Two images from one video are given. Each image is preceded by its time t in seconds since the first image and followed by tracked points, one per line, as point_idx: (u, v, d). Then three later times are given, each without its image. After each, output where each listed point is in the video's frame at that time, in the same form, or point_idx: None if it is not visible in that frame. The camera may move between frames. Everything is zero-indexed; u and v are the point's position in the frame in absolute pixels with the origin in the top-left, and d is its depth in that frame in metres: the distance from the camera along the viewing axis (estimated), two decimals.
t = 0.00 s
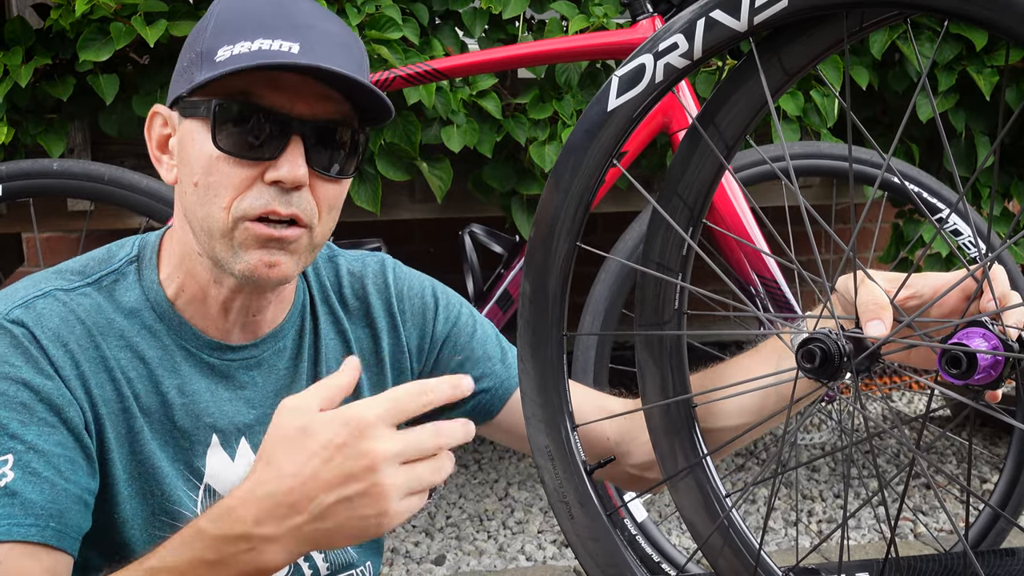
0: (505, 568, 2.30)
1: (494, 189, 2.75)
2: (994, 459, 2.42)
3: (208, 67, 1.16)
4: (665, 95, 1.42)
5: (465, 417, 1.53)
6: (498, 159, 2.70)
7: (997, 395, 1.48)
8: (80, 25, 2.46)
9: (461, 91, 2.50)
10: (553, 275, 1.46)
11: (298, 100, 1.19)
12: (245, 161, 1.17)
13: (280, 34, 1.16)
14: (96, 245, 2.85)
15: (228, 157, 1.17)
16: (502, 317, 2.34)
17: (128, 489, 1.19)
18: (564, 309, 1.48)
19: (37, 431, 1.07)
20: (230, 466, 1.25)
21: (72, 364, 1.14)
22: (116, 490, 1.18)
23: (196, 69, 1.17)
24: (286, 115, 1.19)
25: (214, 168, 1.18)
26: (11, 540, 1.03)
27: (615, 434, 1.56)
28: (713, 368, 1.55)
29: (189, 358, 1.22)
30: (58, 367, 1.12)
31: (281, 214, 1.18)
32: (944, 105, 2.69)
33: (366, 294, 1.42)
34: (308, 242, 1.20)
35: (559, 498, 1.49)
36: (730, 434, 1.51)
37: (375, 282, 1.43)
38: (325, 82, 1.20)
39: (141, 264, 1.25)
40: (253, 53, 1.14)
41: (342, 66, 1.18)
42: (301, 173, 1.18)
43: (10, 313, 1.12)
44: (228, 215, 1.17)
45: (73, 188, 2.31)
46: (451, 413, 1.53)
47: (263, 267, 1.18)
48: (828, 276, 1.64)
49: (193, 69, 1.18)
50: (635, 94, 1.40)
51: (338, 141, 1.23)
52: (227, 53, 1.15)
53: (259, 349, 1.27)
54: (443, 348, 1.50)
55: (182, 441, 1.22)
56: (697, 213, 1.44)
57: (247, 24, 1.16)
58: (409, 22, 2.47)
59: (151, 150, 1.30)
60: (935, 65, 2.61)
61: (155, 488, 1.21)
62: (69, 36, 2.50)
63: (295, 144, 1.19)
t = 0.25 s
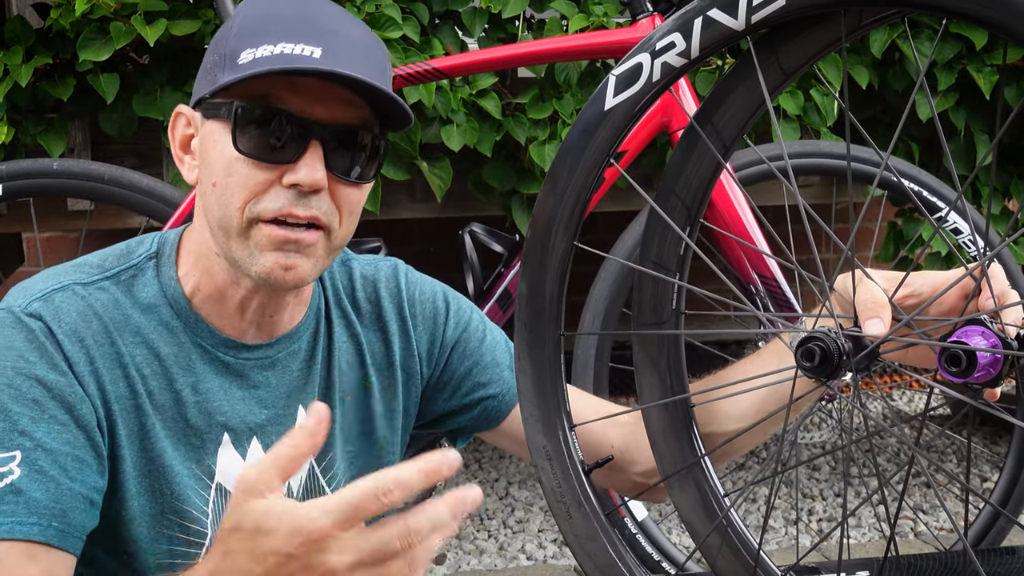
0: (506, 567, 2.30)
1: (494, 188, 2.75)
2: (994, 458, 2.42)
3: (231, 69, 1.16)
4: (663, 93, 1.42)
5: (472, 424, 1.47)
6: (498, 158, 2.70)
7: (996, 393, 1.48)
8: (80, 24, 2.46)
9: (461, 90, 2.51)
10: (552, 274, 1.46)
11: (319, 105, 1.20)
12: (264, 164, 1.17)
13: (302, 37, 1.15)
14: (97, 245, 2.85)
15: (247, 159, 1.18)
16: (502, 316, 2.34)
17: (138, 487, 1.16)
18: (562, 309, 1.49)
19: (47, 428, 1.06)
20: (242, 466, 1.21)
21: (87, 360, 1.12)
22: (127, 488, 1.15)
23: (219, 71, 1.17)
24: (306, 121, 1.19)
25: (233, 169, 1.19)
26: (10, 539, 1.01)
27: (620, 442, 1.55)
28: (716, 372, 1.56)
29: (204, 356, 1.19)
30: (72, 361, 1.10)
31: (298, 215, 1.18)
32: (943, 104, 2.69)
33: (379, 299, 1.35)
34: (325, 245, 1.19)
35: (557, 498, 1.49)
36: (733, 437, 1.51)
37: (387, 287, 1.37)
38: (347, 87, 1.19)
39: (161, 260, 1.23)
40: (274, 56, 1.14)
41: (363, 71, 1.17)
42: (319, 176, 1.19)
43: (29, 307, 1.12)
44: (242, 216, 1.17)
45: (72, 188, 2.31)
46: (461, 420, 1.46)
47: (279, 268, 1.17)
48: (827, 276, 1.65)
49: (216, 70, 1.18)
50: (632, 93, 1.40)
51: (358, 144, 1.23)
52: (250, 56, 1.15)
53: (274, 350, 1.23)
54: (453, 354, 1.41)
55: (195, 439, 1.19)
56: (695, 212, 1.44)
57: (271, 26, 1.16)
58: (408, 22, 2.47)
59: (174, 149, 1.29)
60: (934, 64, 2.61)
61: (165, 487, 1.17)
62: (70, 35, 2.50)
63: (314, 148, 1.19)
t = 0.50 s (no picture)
0: (506, 566, 2.31)
1: (493, 187, 2.75)
2: (993, 456, 2.43)
3: (244, 70, 1.15)
4: (662, 92, 1.42)
5: (477, 425, 1.53)
6: (497, 157, 2.70)
7: (995, 390, 1.46)
8: (79, 23, 2.46)
9: (461, 89, 2.51)
10: (551, 273, 1.46)
11: (331, 107, 1.18)
12: (276, 165, 1.16)
13: (314, 39, 1.14)
14: (96, 244, 2.85)
15: (258, 160, 1.16)
16: (502, 314, 2.34)
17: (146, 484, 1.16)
18: (561, 307, 1.48)
19: (60, 424, 1.04)
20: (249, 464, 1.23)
21: (100, 356, 1.13)
22: (136, 486, 1.14)
23: (231, 73, 1.16)
24: (318, 122, 1.17)
25: (244, 170, 1.17)
26: (21, 534, 0.98)
27: (624, 445, 1.55)
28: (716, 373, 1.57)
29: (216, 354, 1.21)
30: (85, 356, 1.11)
31: (308, 219, 1.15)
32: (942, 102, 2.69)
33: (387, 299, 1.40)
34: (338, 246, 1.16)
35: (556, 497, 1.49)
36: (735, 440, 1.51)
37: (395, 287, 1.42)
38: (359, 89, 1.17)
39: (173, 258, 1.25)
40: (286, 58, 1.13)
41: (374, 73, 1.16)
42: (329, 178, 1.16)
43: (43, 302, 1.12)
44: (255, 216, 1.15)
45: (71, 187, 2.31)
46: (465, 422, 1.53)
47: (291, 262, 1.15)
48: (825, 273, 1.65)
49: (229, 72, 1.17)
50: (631, 92, 1.40)
51: (371, 146, 1.21)
52: (262, 58, 1.14)
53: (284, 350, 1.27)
54: (458, 356, 1.48)
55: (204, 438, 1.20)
56: (694, 211, 1.44)
57: (284, 29, 1.15)
58: (407, 20, 2.47)
59: (186, 150, 1.29)
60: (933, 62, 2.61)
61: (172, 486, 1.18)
62: (69, 35, 2.50)
63: (326, 150, 1.17)
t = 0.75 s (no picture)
0: (506, 564, 2.31)
1: (493, 186, 2.75)
2: (993, 454, 2.43)
3: (248, 68, 1.14)
4: (661, 90, 1.42)
5: (480, 427, 1.51)
6: (497, 155, 2.69)
7: (994, 388, 1.43)
8: (78, 22, 2.46)
9: (460, 87, 2.51)
10: (550, 271, 1.46)
11: (335, 105, 1.17)
12: (279, 162, 1.16)
13: (318, 37, 1.14)
14: (96, 243, 2.85)
15: (261, 157, 1.16)
16: (501, 313, 2.34)
17: (144, 480, 1.16)
18: (559, 305, 1.48)
19: (55, 420, 1.06)
20: (252, 462, 1.22)
21: (101, 351, 1.13)
22: (133, 482, 1.15)
23: (236, 70, 1.16)
24: (322, 119, 1.17)
25: (247, 166, 1.17)
26: (10, 527, 1.03)
27: (627, 447, 1.55)
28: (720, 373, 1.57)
29: (218, 351, 1.20)
30: (86, 350, 1.11)
31: (310, 215, 1.16)
32: (942, 100, 2.68)
33: (392, 299, 1.36)
34: (341, 241, 1.17)
35: (555, 496, 1.49)
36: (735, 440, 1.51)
37: (401, 288, 1.38)
38: (364, 87, 1.16)
39: (179, 254, 1.24)
40: (290, 55, 1.12)
41: (379, 71, 1.15)
42: (331, 175, 1.16)
43: (47, 296, 1.12)
44: (257, 210, 1.16)
45: (71, 185, 2.31)
46: (469, 423, 1.50)
47: (293, 259, 1.16)
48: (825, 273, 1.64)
49: (233, 70, 1.16)
50: (630, 90, 1.39)
51: (375, 144, 1.20)
52: (267, 56, 1.13)
53: (287, 348, 1.24)
54: (463, 357, 1.45)
55: (206, 434, 1.19)
56: (693, 209, 1.44)
57: (288, 27, 1.14)
58: (407, 19, 2.47)
59: (193, 147, 1.29)
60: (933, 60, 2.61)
61: (171, 482, 1.17)
62: (68, 33, 2.50)
63: (329, 147, 1.17)
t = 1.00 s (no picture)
0: (506, 562, 2.31)
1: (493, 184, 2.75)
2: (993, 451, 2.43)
3: (249, 69, 1.14)
4: (661, 88, 1.42)
5: (482, 425, 1.51)
6: (497, 153, 2.69)
7: (994, 387, 1.44)
8: (77, 20, 2.46)
9: (460, 85, 2.51)
10: (549, 269, 1.46)
11: (336, 106, 1.17)
12: (280, 164, 1.15)
13: (319, 38, 1.13)
14: (96, 241, 2.85)
15: (262, 159, 1.15)
16: (502, 311, 2.34)
17: (145, 481, 1.16)
18: (560, 303, 1.48)
19: (58, 424, 1.07)
20: (255, 462, 1.22)
21: (104, 353, 1.12)
22: (134, 482, 1.15)
23: (236, 72, 1.15)
24: (323, 121, 1.16)
25: (247, 168, 1.17)
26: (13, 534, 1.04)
27: (629, 448, 1.54)
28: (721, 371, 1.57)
29: (219, 351, 1.20)
30: (90, 351, 1.11)
31: (312, 217, 1.16)
32: (942, 98, 2.68)
33: (394, 298, 1.36)
34: (341, 246, 1.18)
35: (556, 495, 1.49)
36: (736, 438, 1.52)
37: (402, 286, 1.38)
38: (365, 88, 1.16)
39: (181, 253, 1.24)
40: (291, 57, 1.12)
41: (380, 73, 1.15)
42: (332, 177, 1.16)
43: (50, 297, 1.12)
44: (256, 214, 1.16)
45: (72, 184, 2.31)
46: (471, 422, 1.50)
47: (292, 269, 1.17)
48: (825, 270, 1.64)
49: (233, 70, 1.16)
50: (629, 87, 1.39)
51: (378, 144, 1.19)
52: (268, 57, 1.13)
53: (288, 347, 1.24)
54: (465, 356, 1.45)
55: (209, 435, 1.19)
56: (693, 207, 1.44)
57: (288, 27, 1.14)
58: (407, 17, 2.47)
59: (194, 147, 1.29)
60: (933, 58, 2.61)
61: (173, 482, 1.17)
62: (68, 32, 2.50)
63: (331, 148, 1.16)
